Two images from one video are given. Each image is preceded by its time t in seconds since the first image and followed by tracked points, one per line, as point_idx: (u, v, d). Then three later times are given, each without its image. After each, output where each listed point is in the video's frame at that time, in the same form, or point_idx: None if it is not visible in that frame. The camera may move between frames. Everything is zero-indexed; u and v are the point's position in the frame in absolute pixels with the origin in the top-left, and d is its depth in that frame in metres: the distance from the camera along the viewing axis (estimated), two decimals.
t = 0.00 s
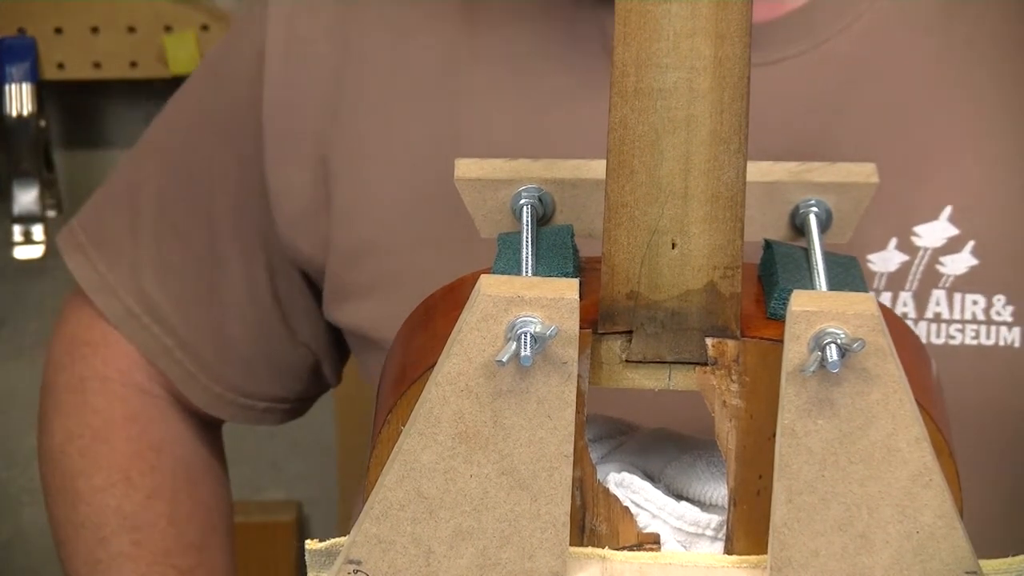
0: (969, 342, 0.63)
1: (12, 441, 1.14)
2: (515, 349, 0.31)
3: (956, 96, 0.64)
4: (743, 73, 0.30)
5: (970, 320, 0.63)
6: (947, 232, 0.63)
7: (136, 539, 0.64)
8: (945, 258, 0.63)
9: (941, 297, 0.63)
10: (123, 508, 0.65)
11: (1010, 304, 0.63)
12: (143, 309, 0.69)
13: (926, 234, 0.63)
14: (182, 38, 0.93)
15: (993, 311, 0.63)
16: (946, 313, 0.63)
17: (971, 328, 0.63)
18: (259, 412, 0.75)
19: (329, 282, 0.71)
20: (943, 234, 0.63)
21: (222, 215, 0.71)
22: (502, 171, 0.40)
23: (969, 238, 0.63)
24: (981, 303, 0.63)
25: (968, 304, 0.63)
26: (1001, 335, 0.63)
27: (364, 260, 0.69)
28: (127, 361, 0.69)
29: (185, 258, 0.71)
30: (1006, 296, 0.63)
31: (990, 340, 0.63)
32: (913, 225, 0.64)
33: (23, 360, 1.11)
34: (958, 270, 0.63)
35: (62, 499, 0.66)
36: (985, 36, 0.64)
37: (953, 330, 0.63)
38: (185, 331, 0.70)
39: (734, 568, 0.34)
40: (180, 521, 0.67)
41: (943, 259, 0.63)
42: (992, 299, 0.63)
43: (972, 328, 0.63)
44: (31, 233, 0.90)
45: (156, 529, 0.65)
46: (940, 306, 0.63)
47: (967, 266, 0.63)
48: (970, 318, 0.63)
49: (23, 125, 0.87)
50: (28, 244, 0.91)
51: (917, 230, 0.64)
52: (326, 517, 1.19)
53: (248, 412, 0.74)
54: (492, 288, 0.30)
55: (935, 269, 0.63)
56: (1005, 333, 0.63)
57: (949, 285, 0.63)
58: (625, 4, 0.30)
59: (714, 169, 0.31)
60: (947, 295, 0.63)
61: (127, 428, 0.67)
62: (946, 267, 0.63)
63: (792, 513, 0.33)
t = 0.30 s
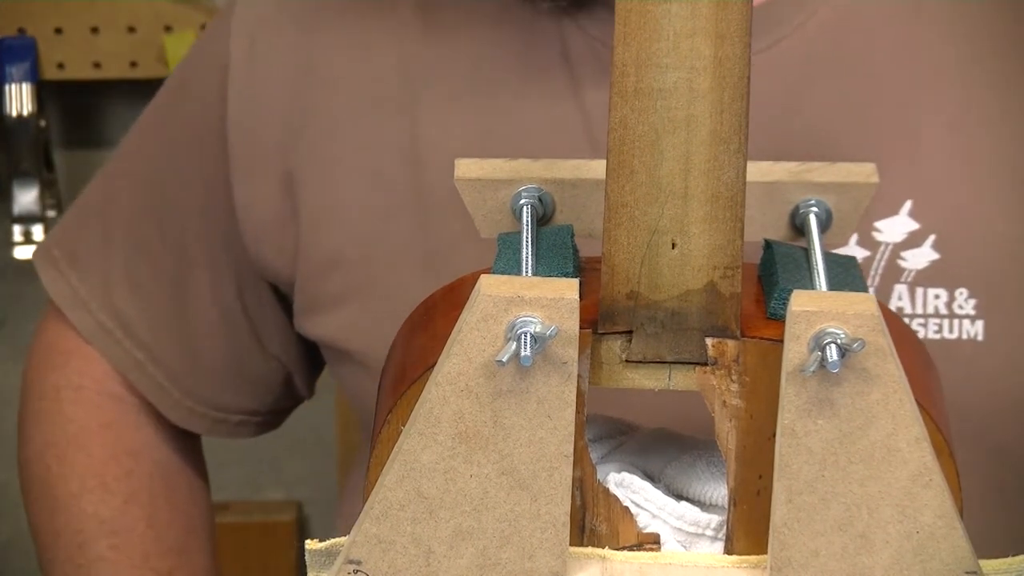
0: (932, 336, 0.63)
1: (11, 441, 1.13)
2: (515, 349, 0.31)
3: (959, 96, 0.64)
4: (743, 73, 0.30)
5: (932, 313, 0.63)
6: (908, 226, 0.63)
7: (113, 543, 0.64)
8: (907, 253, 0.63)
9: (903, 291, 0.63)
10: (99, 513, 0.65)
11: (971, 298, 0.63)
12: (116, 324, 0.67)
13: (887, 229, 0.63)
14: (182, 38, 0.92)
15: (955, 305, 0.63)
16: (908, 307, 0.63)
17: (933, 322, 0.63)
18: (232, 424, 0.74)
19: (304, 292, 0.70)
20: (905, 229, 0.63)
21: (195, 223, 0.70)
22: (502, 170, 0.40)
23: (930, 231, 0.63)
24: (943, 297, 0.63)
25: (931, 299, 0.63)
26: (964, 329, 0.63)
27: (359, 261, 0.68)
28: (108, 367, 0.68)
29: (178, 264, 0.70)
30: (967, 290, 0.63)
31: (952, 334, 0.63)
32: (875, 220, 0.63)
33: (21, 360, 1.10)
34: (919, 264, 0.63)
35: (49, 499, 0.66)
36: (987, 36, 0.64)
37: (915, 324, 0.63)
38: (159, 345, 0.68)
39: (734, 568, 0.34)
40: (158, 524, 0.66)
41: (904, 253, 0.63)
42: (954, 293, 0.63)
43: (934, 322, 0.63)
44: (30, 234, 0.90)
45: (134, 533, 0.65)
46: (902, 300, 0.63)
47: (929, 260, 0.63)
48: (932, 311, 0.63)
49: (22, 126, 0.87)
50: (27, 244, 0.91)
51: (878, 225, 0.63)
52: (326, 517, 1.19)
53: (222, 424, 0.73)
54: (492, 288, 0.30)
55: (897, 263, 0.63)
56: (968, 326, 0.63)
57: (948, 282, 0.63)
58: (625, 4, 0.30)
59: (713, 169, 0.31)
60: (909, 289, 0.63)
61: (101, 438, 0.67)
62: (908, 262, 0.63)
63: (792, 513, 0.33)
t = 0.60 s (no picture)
0: (924, 318, 0.63)
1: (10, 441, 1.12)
2: (515, 349, 0.31)
3: (959, 95, 0.64)
4: (743, 73, 0.30)
5: (924, 296, 0.63)
6: (897, 210, 0.63)
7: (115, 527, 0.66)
8: (896, 237, 0.63)
9: (893, 275, 0.63)
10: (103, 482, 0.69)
11: (963, 279, 0.63)
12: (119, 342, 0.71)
13: (877, 213, 0.63)
14: (182, 38, 0.92)
15: (947, 287, 0.63)
16: (899, 291, 0.63)
17: (925, 304, 0.63)
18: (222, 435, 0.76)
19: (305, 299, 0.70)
20: (894, 212, 0.63)
21: (190, 237, 0.72)
22: (502, 171, 0.40)
23: (919, 215, 0.63)
24: (934, 279, 0.63)
25: (921, 282, 0.63)
26: (956, 311, 0.63)
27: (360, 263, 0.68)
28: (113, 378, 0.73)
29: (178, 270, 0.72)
30: (958, 271, 0.63)
31: (945, 316, 0.63)
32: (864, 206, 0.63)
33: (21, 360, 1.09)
34: (909, 248, 0.63)
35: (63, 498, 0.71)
36: (987, 36, 0.64)
37: (908, 307, 0.63)
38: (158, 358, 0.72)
39: (734, 568, 0.34)
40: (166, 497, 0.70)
41: (895, 237, 0.63)
42: (945, 275, 0.63)
43: (926, 304, 0.63)
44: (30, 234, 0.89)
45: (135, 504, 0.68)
46: (893, 284, 0.63)
47: (919, 242, 0.63)
48: (923, 294, 0.63)
49: (22, 125, 0.87)
50: (29, 244, 0.90)
51: (869, 210, 0.63)
52: (326, 517, 1.19)
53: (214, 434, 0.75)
54: (492, 289, 0.30)
55: (887, 247, 0.63)
56: (959, 308, 0.63)
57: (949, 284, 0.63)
58: (625, 4, 0.30)
59: (714, 169, 0.31)
60: (900, 272, 0.63)
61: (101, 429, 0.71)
62: (898, 246, 0.63)
63: (792, 513, 0.32)
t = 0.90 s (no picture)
0: (935, 294, 0.63)
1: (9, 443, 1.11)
2: (515, 349, 0.31)
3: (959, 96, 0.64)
4: (743, 74, 0.30)
5: (935, 271, 0.63)
6: (909, 186, 0.63)
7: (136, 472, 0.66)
8: (907, 212, 0.63)
9: (905, 249, 0.63)
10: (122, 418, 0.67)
11: (973, 256, 0.63)
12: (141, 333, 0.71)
13: (889, 188, 0.63)
14: (183, 37, 0.92)
15: (957, 263, 0.63)
16: (910, 265, 0.63)
17: (936, 279, 0.63)
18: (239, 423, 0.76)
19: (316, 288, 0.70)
20: (907, 188, 0.63)
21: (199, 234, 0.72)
22: (502, 171, 0.40)
23: (919, 200, 0.63)
24: (945, 255, 0.63)
25: (932, 257, 0.63)
26: (966, 287, 0.63)
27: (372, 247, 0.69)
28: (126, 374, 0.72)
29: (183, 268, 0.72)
30: (969, 247, 0.63)
31: (956, 292, 0.63)
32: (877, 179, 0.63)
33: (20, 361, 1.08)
34: (920, 224, 0.63)
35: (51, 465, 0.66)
36: (985, 37, 0.64)
37: (918, 282, 0.63)
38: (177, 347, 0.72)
39: (734, 568, 0.34)
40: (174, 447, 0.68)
41: (906, 213, 0.63)
42: (956, 250, 0.63)
43: (936, 279, 0.63)
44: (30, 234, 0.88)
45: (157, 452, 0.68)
46: (904, 259, 0.63)
47: (930, 219, 0.63)
48: (935, 269, 0.63)
49: (22, 125, 0.86)
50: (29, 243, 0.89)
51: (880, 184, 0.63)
52: (326, 518, 1.19)
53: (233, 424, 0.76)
54: (492, 288, 0.30)
55: (899, 222, 0.63)
56: (970, 283, 0.63)
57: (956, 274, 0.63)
58: (625, 5, 0.30)
59: (714, 169, 0.31)
60: (911, 247, 0.63)
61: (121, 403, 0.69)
62: (909, 221, 0.63)
63: (792, 514, 0.32)
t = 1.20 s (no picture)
0: (963, 285, 0.63)
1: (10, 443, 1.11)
2: (515, 349, 0.30)
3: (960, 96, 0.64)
4: (743, 73, 0.30)
5: (964, 263, 0.63)
6: (943, 178, 0.63)
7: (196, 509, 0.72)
8: (941, 204, 0.63)
9: (937, 240, 0.63)
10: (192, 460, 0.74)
11: (1004, 249, 0.63)
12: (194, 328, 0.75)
13: (922, 179, 0.63)
14: (183, 37, 0.92)
15: (988, 255, 0.63)
16: (941, 256, 0.63)
17: (967, 271, 0.63)
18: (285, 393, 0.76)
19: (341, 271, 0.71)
20: (940, 180, 0.63)
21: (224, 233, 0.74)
22: (502, 171, 0.40)
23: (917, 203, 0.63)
24: (976, 248, 0.63)
25: (963, 249, 0.63)
26: (995, 279, 0.63)
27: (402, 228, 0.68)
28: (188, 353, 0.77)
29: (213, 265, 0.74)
30: (1000, 241, 0.62)
31: (984, 284, 0.63)
32: (911, 170, 0.63)
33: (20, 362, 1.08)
34: (954, 215, 0.63)
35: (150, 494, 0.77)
36: (986, 37, 0.64)
37: (948, 272, 0.63)
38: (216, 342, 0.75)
39: (734, 568, 0.34)
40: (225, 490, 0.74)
41: (939, 204, 0.63)
42: (987, 244, 0.62)
43: (966, 271, 0.63)
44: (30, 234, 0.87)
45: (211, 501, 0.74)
46: (936, 249, 0.63)
47: (963, 212, 0.63)
48: (966, 261, 0.63)
49: (21, 126, 0.86)
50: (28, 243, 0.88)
51: (914, 175, 0.63)
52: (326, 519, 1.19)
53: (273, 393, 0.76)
54: (492, 288, 0.31)
55: (931, 213, 0.63)
56: (999, 276, 0.63)
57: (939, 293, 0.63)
58: (625, 5, 0.30)
59: (714, 169, 0.31)
60: (943, 238, 0.63)
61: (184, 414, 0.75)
62: (942, 213, 0.63)
63: (792, 514, 0.32)
